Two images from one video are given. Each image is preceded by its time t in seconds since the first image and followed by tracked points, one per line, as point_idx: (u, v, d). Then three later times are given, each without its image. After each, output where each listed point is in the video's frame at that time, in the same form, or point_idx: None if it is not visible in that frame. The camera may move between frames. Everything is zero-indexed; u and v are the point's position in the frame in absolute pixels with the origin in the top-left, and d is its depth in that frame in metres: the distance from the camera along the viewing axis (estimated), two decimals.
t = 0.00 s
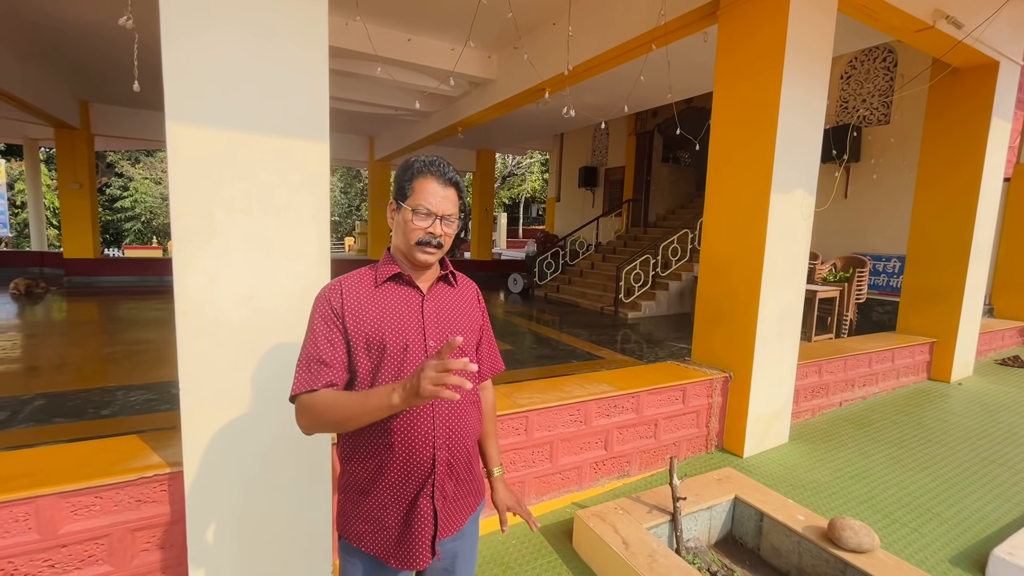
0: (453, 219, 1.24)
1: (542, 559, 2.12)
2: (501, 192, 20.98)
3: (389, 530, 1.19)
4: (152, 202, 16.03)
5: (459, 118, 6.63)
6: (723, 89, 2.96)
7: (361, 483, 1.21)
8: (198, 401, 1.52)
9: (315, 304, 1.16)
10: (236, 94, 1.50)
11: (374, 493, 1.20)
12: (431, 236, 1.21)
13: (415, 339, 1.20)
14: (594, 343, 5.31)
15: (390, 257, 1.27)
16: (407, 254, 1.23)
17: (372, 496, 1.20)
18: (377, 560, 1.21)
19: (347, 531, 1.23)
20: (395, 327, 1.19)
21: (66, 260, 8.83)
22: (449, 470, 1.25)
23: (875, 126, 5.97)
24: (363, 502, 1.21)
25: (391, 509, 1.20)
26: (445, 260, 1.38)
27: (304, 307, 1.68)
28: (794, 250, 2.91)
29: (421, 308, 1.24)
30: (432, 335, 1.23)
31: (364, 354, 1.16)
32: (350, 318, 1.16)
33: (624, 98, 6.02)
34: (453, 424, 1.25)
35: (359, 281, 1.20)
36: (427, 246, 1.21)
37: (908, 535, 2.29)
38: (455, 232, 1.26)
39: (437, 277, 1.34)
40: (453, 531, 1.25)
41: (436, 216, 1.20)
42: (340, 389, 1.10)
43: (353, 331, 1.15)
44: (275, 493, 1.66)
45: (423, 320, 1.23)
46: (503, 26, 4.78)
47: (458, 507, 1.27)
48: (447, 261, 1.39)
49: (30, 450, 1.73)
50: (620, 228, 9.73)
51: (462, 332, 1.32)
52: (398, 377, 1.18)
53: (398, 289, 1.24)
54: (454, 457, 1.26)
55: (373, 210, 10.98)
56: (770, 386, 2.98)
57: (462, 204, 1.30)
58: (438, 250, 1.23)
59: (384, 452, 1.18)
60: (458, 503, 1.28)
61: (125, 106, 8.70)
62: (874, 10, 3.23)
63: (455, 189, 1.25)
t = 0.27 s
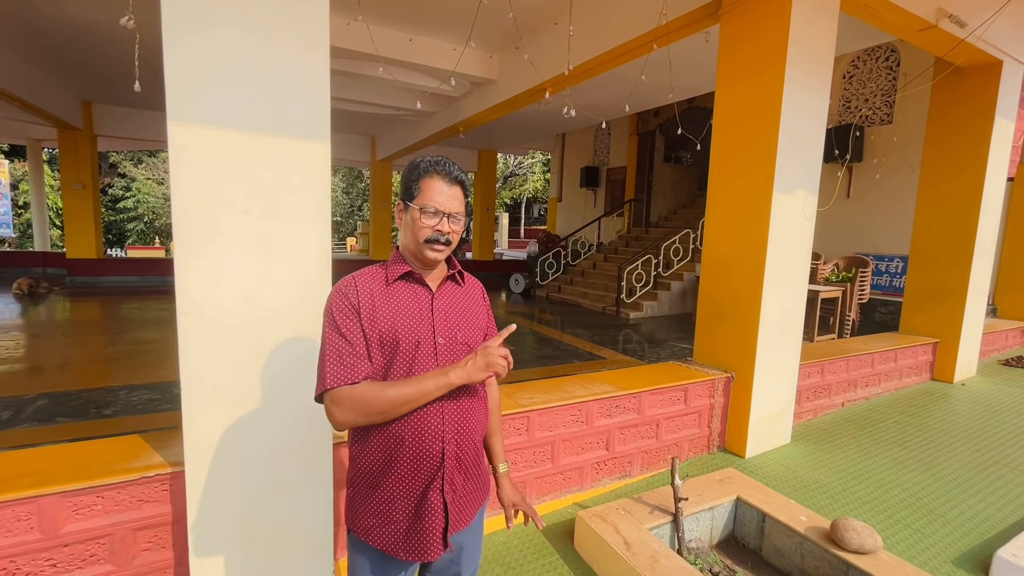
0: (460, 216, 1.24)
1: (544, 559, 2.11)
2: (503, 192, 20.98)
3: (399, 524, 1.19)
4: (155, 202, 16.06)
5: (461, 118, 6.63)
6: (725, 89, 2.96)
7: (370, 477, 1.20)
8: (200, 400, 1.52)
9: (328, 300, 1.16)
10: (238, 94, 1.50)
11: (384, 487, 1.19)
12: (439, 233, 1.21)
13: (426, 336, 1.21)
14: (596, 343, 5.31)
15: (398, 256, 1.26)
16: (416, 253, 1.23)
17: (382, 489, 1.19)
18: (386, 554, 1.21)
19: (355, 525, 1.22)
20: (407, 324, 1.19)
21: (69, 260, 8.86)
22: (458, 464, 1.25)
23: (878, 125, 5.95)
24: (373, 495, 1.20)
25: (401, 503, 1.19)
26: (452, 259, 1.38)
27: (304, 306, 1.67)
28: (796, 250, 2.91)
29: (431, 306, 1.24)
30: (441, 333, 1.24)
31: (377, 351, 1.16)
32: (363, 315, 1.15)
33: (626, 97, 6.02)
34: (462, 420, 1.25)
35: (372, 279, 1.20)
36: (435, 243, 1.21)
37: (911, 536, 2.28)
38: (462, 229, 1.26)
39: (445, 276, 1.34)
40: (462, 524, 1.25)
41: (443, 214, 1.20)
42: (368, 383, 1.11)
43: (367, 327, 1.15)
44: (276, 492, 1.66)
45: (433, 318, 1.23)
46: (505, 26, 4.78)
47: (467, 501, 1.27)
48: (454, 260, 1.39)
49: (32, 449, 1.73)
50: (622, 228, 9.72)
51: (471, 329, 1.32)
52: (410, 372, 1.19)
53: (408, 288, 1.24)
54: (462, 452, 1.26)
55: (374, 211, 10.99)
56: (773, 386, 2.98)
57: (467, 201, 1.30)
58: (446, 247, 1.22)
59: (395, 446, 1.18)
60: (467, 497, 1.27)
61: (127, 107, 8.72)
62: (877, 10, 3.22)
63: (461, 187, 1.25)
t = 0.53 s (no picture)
0: (468, 211, 1.23)
1: (545, 560, 2.11)
2: (504, 193, 20.97)
3: (403, 520, 1.19)
4: (158, 203, 16.12)
5: (463, 119, 6.63)
6: (727, 89, 2.95)
7: (376, 472, 1.21)
8: (202, 400, 1.52)
9: (341, 299, 1.18)
10: (239, 95, 1.51)
11: (389, 482, 1.20)
12: (448, 227, 1.21)
13: (434, 337, 1.20)
14: (598, 344, 5.30)
15: (411, 257, 1.27)
16: (427, 249, 1.23)
17: (387, 484, 1.20)
18: (389, 549, 1.21)
19: (361, 519, 1.23)
20: (416, 324, 1.18)
21: (73, 260, 8.89)
22: (463, 463, 1.24)
23: (880, 125, 5.93)
24: (378, 490, 1.21)
25: (405, 498, 1.19)
26: (462, 260, 1.37)
27: (306, 306, 1.68)
28: (799, 250, 2.90)
29: (441, 306, 1.23)
30: (450, 334, 1.23)
31: (386, 349, 1.17)
32: (372, 314, 1.16)
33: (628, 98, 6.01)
34: (468, 419, 1.24)
35: (383, 278, 1.21)
36: (444, 237, 1.20)
37: (915, 538, 2.27)
38: (471, 224, 1.25)
39: (457, 277, 1.33)
40: (465, 524, 1.25)
41: (452, 207, 1.20)
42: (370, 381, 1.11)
43: (375, 326, 1.16)
44: (279, 491, 1.66)
45: (442, 319, 1.22)
46: (506, 27, 4.78)
47: (471, 500, 1.26)
48: (467, 261, 1.38)
49: (35, 449, 1.74)
50: (624, 229, 9.71)
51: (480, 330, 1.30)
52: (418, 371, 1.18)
53: (419, 288, 1.23)
54: (468, 451, 1.25)
55: (376, 211, 11.00)
56: (776, 386, 2.97)
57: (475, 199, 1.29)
58: (456, 240, 1.22)
59: (400, 441, 1.19)
60: (471, 496, 1.26)
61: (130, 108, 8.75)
62: (880, 9, 3.21)
63: (469, 183, 1.25)
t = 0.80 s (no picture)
0: (471, 209, 1.23)
1: (547, 560, 2.11)
2: (507, 193, 20.98)
3: (399, 516, 1.19)
4: (163, 203, 16.19)
5: (466, 119, 6.63)
6: (730, 89, 2.95)
7: (376, 467, 1.22)
8: (205, 401, 1.53)
9: (347, 298, 1.20)
10: (242, 96, 1.51)
11: (386, 477, 1.20)
12: (449, 225, 1.20)
13: (434, 338, 1.19)
14: (601, 344, 5.30)
15: (419, 258, 1.28)
16: (431, 248, 1.23)
17: (385, 479, 1.20)
18: (387, 544, 1.21)
19: (361, 513, 1.24)
20: (416, 325, 1.18)
21: (78, 261, 8.94)
22: (460, 464, 1.23)
23: (885, 125, 5.90)
24: (377, 485, 1.22)
25: (402, 495, 1.20)
26: (472, 261, 1.35)
27: (309, 307, 1.68)
28: (802, 250, 2.89)
29: (443, 308, 1.22)
30: (451, 336, 1.22)
31: (386, 349, 1.17)
32: (374, 314, 1.17)
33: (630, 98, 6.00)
34: (465, 420, 1.23)
35: (388, 279, 1.22)
36: (445, 234, 1.20)
37: (919, 539, 2.26)
38: (474, 223, 1.24)
39: (464, 278, 1.31)
40: (462, 524, 1.23)
41: (453, 205, 1.20)
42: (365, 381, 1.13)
43: (376, 326, 1.17)
44: (283, 491, 1.66)
45: (444, 321, 1.21)
46: (508, 27, 4.79)
47: (469, 502, 1.25)
48: (476, 264, 1.36)
49: (40, 449, 1.75)
50: (626, 229, 9.70)
51: (485, 332, 1.28)
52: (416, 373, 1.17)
53: (423, 290, 1.23)
54: (466, 451, 1.24)
55: (379, 212, 11.01)
56: (779, 386, 2.96)
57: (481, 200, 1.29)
58: (458, 238, 1.21)
59: (397, 439, 1.19)
60: (470, 498, 1.25)
61: (135, 109, 8.79)
62: (885, 8, 3.20)
63: (472, 183, 1.24)
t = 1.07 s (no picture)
0: (469, 212, 1.21)
1: (549, 561, 2.11)
2: (511, 193, 20.98)
3: (398, 513, 1.20)
4: (168, 204, 16.28)
5: (469, 120, 6.64)
6: (733, 89, 2.94)
7: (376, 464, 1.23)
8: (207, 401, 1.54)
9: (351, 298, 1.22)
10: (245, 98, 1.52)
11: (386, 474, 1.21)
12: (445, 229, 1.20)
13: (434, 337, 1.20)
14: (604, 345, 5.29)
15: (420, 258, 1.29)
16: (429, 250, 1.24)
17: (384, 476, 1.21)
18: (387, 542, 1.22)
19: (362, 509, 1.25)
20: (416, 323, 1.19)
21: (83, 262, 8.99)
22: (460, 462, 1.23)
23: (889, 124, 5.86)
24: (377, 481, 1.22)
25: (401, 492, 1.20)
26: (474, 261, 1.35)
27: (311, 307, 1.69)
28: (806, 251, 2.87)
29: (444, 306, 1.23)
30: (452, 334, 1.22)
31: (387, 346, 1.18)
32: (376, 312, 1.19)
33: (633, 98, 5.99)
34: (465, 418, 1.23)
35: (391, 279, 1.23)
36: (441, 237, 1.20)
37: (923, 541, 2.24)
38: (473, 226, 1.23)
39: (465, 278, 1.31)
40: (462, 522, 1.23)
41: (448, 209, 1.19)
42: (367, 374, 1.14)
43: (378, 324, 1.18)
44: (285, 490, 1.67)
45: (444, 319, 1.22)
46: (510, 28, 4.79)
47: (469, 501, 1.25)
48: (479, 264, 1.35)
49: (45, 448, 1.76)
50: (630, 229, 9.68)
51: (486, 331, 1.28)
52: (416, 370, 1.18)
53: (425, 289, 1.24)
54: (466, 450, 1.24)
55: (383, 212, 11.03)
56: (783, 387, 2.95)
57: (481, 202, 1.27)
58: (453, 242, 1.21)
59: (396, 436, 1.20)
60: (470, 497, 1.25)
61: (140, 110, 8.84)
62: (888, 7, 3.17)
63: (471, 185, 1.23)
